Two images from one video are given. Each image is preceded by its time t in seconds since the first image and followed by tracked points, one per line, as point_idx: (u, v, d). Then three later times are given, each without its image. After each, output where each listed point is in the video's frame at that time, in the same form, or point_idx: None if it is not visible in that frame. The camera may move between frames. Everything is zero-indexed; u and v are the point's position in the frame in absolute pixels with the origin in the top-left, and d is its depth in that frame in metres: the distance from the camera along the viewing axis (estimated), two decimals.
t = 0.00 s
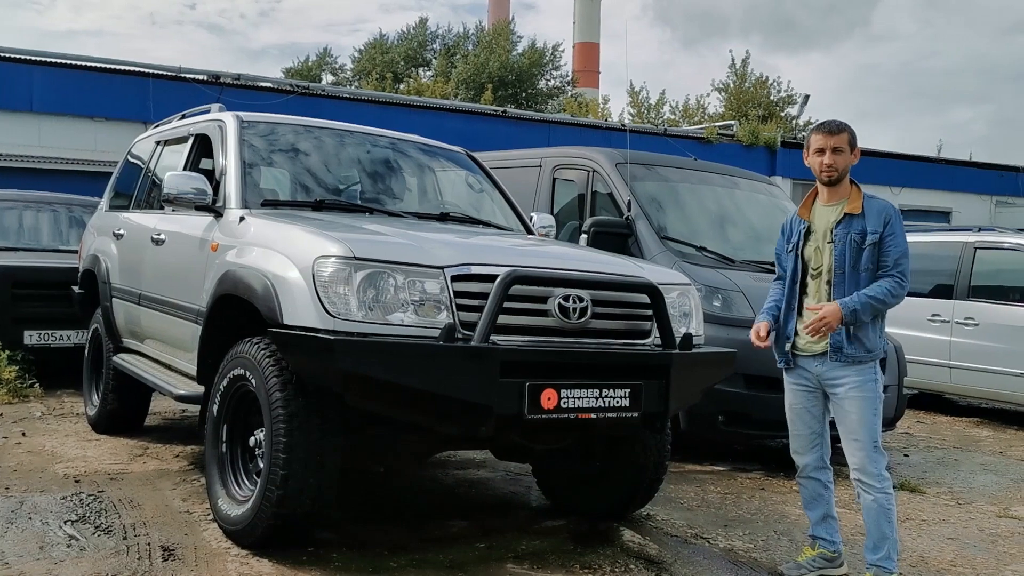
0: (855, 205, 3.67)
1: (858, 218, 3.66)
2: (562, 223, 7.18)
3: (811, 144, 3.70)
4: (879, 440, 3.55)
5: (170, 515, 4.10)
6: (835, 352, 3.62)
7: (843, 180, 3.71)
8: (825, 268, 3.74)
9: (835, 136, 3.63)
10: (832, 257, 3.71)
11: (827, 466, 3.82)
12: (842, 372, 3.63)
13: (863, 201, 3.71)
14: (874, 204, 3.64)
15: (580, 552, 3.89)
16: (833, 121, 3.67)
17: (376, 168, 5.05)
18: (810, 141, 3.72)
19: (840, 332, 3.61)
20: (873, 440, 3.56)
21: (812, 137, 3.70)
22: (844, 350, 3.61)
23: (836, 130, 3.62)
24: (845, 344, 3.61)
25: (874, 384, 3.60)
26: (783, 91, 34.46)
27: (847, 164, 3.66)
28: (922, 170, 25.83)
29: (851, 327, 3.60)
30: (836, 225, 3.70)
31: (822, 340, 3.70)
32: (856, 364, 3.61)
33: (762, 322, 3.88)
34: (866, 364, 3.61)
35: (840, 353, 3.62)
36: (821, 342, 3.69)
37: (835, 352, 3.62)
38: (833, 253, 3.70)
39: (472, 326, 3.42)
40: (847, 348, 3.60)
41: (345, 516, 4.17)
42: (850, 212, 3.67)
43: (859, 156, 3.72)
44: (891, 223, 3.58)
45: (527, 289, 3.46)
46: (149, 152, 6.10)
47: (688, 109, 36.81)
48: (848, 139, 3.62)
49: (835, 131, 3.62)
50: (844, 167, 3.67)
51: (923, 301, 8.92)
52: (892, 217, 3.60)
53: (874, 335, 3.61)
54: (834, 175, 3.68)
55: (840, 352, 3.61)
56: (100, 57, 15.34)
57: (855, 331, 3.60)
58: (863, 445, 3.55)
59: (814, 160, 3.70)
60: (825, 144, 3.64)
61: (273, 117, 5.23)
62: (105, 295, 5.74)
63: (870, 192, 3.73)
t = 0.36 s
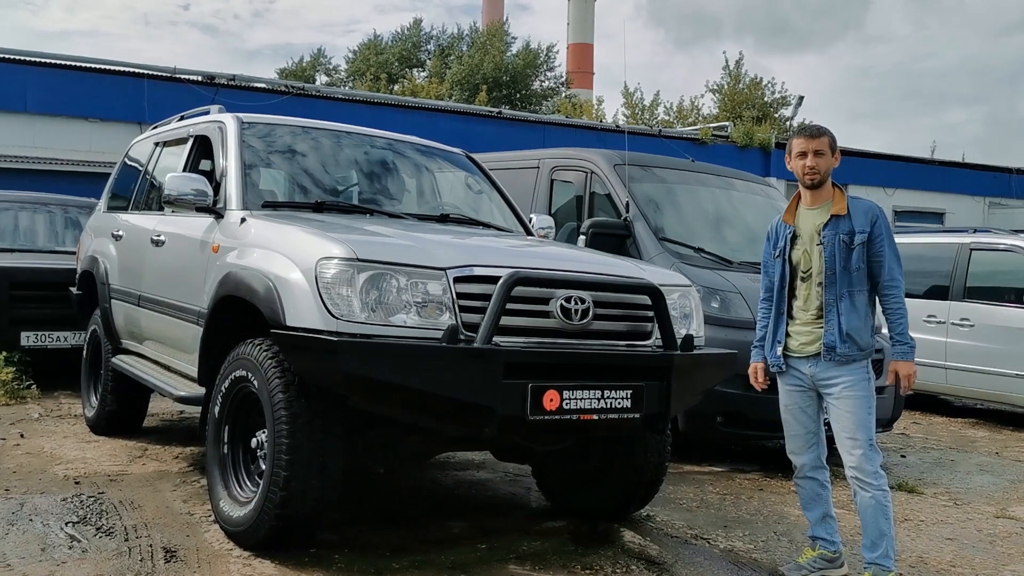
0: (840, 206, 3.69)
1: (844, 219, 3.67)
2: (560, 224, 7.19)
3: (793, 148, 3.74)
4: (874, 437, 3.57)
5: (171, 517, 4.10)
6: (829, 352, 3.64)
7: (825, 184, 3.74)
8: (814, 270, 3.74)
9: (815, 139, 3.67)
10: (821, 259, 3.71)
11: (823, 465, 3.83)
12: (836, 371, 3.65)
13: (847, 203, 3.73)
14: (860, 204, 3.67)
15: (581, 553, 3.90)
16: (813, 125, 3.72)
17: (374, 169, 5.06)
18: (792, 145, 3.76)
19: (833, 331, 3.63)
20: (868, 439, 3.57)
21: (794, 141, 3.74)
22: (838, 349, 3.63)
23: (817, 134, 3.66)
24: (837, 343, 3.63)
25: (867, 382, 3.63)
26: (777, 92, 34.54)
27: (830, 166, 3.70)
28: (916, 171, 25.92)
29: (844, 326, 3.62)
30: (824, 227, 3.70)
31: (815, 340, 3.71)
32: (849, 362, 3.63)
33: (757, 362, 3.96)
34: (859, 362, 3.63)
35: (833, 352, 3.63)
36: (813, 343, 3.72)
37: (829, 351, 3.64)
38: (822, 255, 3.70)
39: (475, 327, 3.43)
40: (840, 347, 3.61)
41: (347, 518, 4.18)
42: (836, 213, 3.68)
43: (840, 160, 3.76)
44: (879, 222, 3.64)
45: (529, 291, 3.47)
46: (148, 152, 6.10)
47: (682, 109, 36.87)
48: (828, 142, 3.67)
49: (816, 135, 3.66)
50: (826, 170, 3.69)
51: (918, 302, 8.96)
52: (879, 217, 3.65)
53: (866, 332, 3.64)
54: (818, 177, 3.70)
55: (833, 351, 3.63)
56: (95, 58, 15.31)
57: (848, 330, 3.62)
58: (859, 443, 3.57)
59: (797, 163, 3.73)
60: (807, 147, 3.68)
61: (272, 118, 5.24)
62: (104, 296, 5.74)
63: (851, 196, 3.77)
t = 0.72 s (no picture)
0: (847, 206, 3.70)
1: (850, 219, 3.68)
2: (563, 224, 7.20)
3: (794, 150, 3.78)
4: (880, 436, 3.58)
5: (178, 516, 4.10)
6: (835, 350, 3.65)
7: (829, 184, 3.76)
8: (820, 269, 3.75)
9: (817, 140, 3.69)
10: (827, 258, 3.72)
11: (829, 464, 3.84)
12: (840, 371, 3.66)
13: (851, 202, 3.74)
14: (865, 203, 3.67)
15: (587, 552, 3.91)
16: (814, 126, 3.75)
17: (378, 169, 5.06)
18: (795, 146, 3.79)
19: (839, 330, 3.65)
20: (875, 438, 3.58)
21: (797, 142, 3.76)
22: (843, 348, 3.65)
23: (818, 135, 3.68)
24: (843, 341, 3.64)
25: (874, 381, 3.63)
26: (776, 92, 34.56)
27: (831, 166, 3.72)
28: (915, 171, 25.94)
29: (849, 325, 3.63)
30: (829, 226, 3.71)
31: (821, 340, 3.73)
32: (854, 361, 3.63)
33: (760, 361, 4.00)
34: (865, 361, 3.63)
35: (839, 350, 3.65)
36: (817, 344, 3.73)
37: (835, 350, 3.66)
38: (828, 254, 3.71)
39: (483, 326, 3.43)
40: (846, 345, 3.63)
41: (353, 516, 4.18)
42: (841, 212, 3.70)
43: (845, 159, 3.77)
44: (885, 220, 3.62)
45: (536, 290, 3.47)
46: (152, 152, 6.10)
47: (681, 109, 36.88)
48: (831, 143, 3.68)
49: (817, 136, 3.68)
50: (829, 170, 3.72)
51: (920, 302, 8.97)
52: (884, 215, 3.64)
53: (872, 331, 3.63)
54: (818, 178, 3.74)
55: (839, 350, 3.65)
56: (95, 58, 15.31)
57: (853, 328, 3.62)
58: (866, 442, 3.58)
59: (800, 164, 3.76)
60: (808, 148, 3.70)
61: (276, 118, 5.24)
62: (108, 295, 5.74)
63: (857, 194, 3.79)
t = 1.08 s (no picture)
0: (855, 205, 3.69)
1: (859, 218, 3.68)
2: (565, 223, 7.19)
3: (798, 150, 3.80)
4: (884, 437, 3.56)
5: (181, 515, 4.10)
6: (835, 349, 3.66)
7: (836, 182, 3.75)
8: (828, 268, 3.75)
9: (814, 141, 3.69)
10: (834, 256, 3.72)
11: (834, 463, 3.83)
12: (843, 370, 3.66)
13: (859, 200, 3.71)
14: (876, 203, 3.66)
15: (591, 551, 3.91)
16: (815, 126, 3.74)
17: (380, 169, 5.06)
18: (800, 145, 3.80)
19: (840, 329, 3.65)
20: (878, 438, 3.56)
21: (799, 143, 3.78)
22: (844, 347, 3.65)
23: (814, 137, 3.69)
24: (844, 340, 3.65)
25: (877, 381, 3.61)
26: (777, 91, 34.54)
27: (828, 166, 3.69)
28: (916, 170, 25.93)
29: (851, 323, 3.63)
30: (837, 224, 3.72)
31: (823, 339, 3.73)
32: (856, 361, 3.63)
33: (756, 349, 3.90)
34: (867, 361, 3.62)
35: (840, 349, 3.66)
36: (820, 343, 3.74)
37: (836, 348, 3.66)
38: (834, 252, 3.71)
39: (487, 326, 3.43)
40: (846, 344, 3.63)
41: (357, 515, 4.18)
42: (850, 211, 3.70)
43: (850, 156, 3.72)
44: (892, 220, 3.59)
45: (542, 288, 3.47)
46: (154, 152, 6.10)
47: (682, 109, 36.87)
48: (827, 142, 3.66)
49: (813, 137, 3.68)
50: (829, 171, 3.71)
51: (922, 301, 8.96)
52: (892, 215, 3.61)
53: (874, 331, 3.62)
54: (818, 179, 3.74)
55: (839, 348, 3.65)
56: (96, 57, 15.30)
57: (854, 327, 3.62)
58: (869, 443, 3.56)
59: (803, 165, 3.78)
60: (806, 150, 3.71)
61: (278, 117, 5.24)
62: (110, 295, 5.74)
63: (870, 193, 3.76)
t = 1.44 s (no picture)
0: (860, 204, 3.67)
1: (863, 217, 3.66)
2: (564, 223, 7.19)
3: (816, 143, 3.74)
4: (887, 438, 3.56)
5: (179, 516, 4.10)
6: (837, 350, 3.65)
7: (847, 181, 3.72)
8: (830, 267, 3.74)
9: (839, 136, 3.65)
10: (836, 256, 3.71)
11: (835, 465, 3.84)
12: (845, 371, 3.66)
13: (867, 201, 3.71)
14: (879, 203, 3.65)
15: (589, 552, 3.91)
16: (839, 121, 3.69)
17: (379, 169, 5.06)
18: (817, 139, 3.75)
19: (843, 329, 3.64)
20: (881, 439, 3.57)
21: (818, 136, 3.73)
22: (847, 347, 3.64)
23: (841, 131, 3.65)
24: (847, 341, 3.64)
25: (881, 382, 3.61)
26: (777, 91, 34.54)
27: (849, 164, 3.67)
28: (915, 170, 25.93)
29: (854, 324, 3.62)
30: (841, 224, 3.70)
31: (826, 340, 3.73)
32: (859, 362, 3.62)
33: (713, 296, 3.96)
34: (870, 362, 3.61)
35: (842, 350, 3.65)
36: (820, 344, 3.74)
37: (838, 349, 3.65)
38: (837, 252, 3.70)
39: (484, 326, 3.43)
40: (848, 345, 3.62)
41: (356, 516, 4.18)
42: (853, 211, 3.68)
43: (866, 159, 3.73)
44: (896, 221, 3.59)
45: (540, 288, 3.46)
46: (153, 152, 6.10)
47: (681, 109, 36.88)
48: (853, 139, 3.64)
49: (840, 131, 3.64)
50: (848, 168, 3.68)
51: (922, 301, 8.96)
52: (896, 215, 3.61)
53: (878, 332, 3.61)
54: (835, 174, 3.70)
55: (842, 349, 3.64)
56: (95, 58, 15.31)
57: (857, 328, 3.61)
58: (872, 444, 3.56)
59: (819, 159, 3.73)
60: (829, 143, 3.67)
61: (277, 117, 5.24)
62: (109, 295, 5.74)
63: (874, 193, 3.75)
